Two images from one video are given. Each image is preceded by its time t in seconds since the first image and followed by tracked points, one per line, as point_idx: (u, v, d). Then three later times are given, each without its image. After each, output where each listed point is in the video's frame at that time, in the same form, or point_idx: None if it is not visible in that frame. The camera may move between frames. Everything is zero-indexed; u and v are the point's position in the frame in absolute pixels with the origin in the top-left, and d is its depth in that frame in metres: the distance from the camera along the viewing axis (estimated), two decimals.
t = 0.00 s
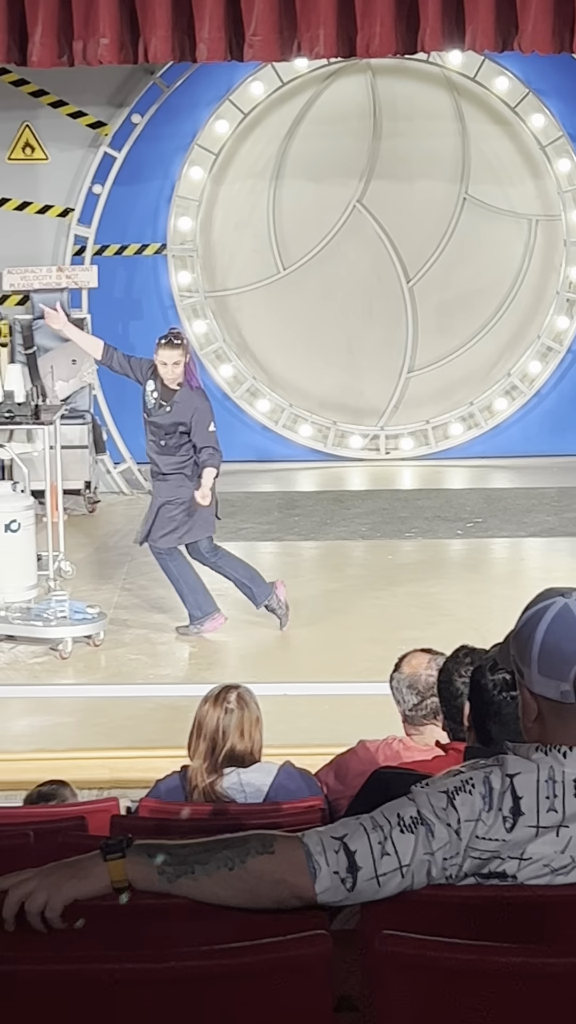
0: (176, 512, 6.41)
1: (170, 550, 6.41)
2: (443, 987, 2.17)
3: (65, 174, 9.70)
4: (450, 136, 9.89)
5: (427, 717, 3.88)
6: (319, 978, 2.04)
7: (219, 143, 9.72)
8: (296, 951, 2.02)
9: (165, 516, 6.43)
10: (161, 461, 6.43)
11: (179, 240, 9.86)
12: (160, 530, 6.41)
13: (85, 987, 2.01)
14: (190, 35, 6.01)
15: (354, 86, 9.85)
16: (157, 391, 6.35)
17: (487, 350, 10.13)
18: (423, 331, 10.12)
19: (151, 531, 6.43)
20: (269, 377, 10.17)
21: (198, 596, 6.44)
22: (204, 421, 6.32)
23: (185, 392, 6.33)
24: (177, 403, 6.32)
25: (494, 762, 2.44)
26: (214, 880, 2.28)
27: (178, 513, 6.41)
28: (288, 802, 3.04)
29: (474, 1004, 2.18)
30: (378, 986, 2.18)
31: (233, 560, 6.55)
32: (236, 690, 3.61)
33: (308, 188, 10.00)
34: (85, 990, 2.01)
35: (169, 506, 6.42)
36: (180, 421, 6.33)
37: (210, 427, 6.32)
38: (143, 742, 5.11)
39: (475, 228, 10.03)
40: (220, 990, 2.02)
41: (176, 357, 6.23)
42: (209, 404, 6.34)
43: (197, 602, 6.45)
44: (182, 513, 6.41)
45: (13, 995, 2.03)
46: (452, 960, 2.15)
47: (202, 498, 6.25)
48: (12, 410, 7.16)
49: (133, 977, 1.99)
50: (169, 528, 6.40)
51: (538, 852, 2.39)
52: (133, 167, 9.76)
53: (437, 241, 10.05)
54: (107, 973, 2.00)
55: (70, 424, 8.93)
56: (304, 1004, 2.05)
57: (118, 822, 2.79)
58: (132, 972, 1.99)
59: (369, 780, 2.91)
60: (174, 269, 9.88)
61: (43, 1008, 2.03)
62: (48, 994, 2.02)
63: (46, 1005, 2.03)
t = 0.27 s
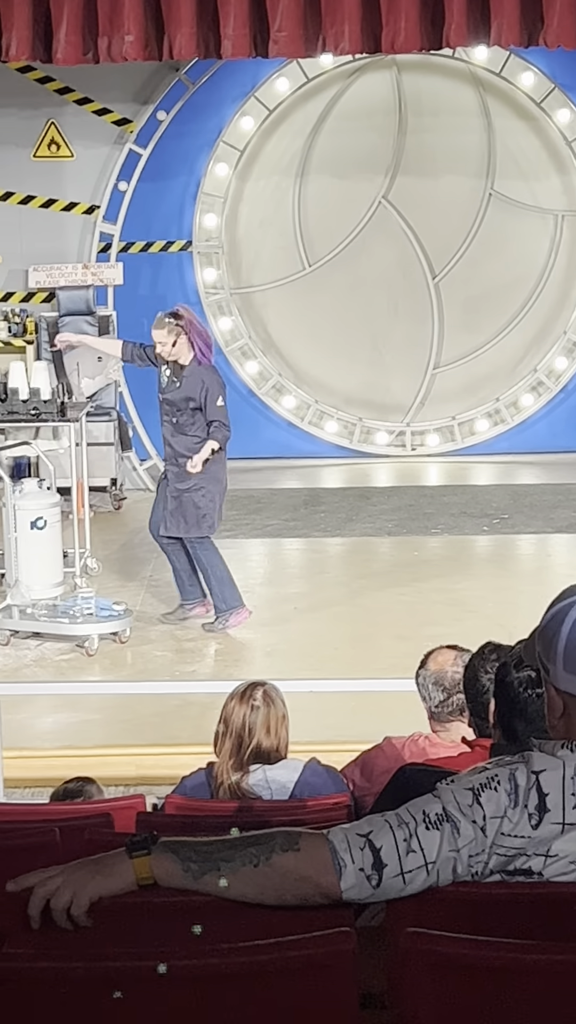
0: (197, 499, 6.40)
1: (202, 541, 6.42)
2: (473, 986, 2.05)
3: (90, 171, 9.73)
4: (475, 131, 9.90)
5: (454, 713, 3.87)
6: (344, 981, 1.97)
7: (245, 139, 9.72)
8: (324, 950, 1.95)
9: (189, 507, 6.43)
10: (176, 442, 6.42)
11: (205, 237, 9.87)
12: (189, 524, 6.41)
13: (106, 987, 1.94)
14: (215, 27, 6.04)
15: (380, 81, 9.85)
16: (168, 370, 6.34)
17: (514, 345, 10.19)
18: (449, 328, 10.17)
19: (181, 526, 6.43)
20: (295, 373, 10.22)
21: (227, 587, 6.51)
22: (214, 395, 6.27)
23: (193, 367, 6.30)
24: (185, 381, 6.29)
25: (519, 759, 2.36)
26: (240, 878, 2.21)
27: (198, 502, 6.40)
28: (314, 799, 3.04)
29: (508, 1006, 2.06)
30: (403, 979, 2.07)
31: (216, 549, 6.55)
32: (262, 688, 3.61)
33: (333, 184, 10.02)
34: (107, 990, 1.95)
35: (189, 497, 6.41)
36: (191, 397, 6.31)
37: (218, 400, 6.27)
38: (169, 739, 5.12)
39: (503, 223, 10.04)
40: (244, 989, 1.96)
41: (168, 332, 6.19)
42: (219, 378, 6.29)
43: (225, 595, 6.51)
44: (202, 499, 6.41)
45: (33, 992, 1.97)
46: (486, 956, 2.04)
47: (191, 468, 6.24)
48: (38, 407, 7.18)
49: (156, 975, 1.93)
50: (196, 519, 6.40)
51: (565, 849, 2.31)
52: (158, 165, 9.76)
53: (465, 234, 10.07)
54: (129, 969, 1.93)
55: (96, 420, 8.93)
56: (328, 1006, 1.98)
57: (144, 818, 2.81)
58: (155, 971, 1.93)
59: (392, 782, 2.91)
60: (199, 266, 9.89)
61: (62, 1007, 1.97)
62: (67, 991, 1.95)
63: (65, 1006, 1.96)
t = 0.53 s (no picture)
0: (207, 490, 6.40)
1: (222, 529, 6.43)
2: (498, 981, 2.03)
3: (117, 166, 9.85)
4: (503, 124, 9.95)
5: (482, 707, 3.87)
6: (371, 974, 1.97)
7: (272, 133, 9.75)
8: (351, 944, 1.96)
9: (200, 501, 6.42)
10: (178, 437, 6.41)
11: (232, 231, 9.89)
12: (207, 516, 6.40)
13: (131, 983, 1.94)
14: (242, 23, 6.00)
15: (407, 74, 9.91)
16: (158, 367, 6.36)
17: (542, 338, 10.18)
18: (477, 320, 10.17)
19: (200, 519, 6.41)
20: (323, 366, 10.21)
21: (248, 573, 6.51)
22: (212, 378, 6.35)
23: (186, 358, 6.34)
24: (181, 371, 6.33)
25: (547, 753, 2.35)
26: (268, 871, 2.20)
27: (209, 493, 6.40)
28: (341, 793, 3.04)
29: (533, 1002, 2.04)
30: (428, 970, 2.05)
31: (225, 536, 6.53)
32: (290, 682, 3.60)
33: (360, 177, 10.07)
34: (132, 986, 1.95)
35: (200, 490, 6.40)
36: (189, 387, 6.35)
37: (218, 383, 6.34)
38: (198, 733, 5.13)
39: (530, 216, 10.07)
40: (270, 984, 1.96)
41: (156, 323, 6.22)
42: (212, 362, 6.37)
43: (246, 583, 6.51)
44: (211, 489, 6.41)
45: (56, 996, 1.95)
46: (511, 950, 2.02)
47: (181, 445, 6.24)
48: (67, 401, 7.20)
49: (182, 970, 1.94)
50: (212, 511, 6.40)
51: None
52: (186, 158, 9.81)
53: (491, 228, 10.10)
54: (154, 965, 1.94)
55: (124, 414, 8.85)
56: (354, 1002, 1.98)
57: (172, 812, 2.81)
58: (181, 965, 1.93)
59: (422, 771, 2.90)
60: (227, 259, 9.90)
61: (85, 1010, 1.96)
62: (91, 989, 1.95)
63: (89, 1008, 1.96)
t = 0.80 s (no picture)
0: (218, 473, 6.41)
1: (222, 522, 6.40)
2: (520, 972, 2.02)
3: (139, 159, 9.84)
4: (525, 117, 9.93)
5: (505, 700, 3.86)
6: (394, 969, 1.97)
7: (294, 126, 9.76)
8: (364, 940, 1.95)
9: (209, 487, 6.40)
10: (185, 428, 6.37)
11: (254, 225, 9.91)
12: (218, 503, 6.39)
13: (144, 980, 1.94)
14: (265, 15, 6.02)
15: (429, 67, 9.90)
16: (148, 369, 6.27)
17: (564, 330, 10.16)
18: (499, 312, 10.19)
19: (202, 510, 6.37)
20: (345, 360, 10.24)
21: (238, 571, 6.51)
22: (210, 355, 6.33)
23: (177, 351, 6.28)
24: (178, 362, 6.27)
25: (570, 747, 2.36)
26: (291, 866, 2.21)
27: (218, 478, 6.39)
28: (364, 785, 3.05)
29: (558, 997, 2.04)
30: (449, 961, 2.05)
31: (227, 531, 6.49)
32: (311, 674, 3.57)
33: (382, 170, 10.09)
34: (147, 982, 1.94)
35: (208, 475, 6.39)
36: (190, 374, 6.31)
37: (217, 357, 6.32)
38: (221, 726, 5.14)
39: (552, 208, 10.06)
40: (286, 977, 1.96)
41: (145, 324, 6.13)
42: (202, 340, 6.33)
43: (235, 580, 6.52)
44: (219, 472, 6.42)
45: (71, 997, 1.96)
46: (537, 946, 2.01)
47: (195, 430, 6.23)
48: (89, 394, 7.20)
49: (196, 966, 1.93)
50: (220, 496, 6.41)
51: None
52: (208, 152, 9.82)
53: (514, 221, 10.09)
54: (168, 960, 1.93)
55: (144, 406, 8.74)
56: (374, 995, 1.99)
57: (196, 805, 2.81)
58: (194, 960, 1.93)
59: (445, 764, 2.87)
60: (249, 252, 9.93)
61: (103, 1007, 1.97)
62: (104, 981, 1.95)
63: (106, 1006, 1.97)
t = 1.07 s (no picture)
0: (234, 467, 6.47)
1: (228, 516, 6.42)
2: (543, 968, 2.00)
3: (163, 152, 9.86)
4: (550, 109, 9.93)
5: (528, 693, 3.86)
6: (418, 965, 1.97)
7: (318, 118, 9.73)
8: (386, 936, 1.96)
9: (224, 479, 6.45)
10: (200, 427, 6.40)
11: (278, 217, 9.90)
12: (235, 493, 6.43)
13: (167, 975, 1.95)
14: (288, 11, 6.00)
15: (453, 59, 9.88)
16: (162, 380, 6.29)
17: None
18: (524, 305, 10.17)
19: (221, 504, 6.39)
20: (368, 353, 10.23)
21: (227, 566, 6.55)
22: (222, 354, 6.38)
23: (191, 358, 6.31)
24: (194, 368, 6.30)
25: None
26: (314, 861, 2.20)
27: (235, 470, 6.44)
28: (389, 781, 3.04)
29: None
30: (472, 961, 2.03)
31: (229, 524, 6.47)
32: (336, 667, 3.55)
33: (407, 162, 10.07)
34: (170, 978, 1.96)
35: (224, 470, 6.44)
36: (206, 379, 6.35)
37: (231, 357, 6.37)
38: (244, 719, 5.15)
39: None
40: (309, 976, 1.96)
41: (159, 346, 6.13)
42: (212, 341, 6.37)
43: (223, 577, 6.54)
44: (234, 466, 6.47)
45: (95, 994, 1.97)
46: (562, 942, 1.99)
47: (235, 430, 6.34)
48: (113, 387, 7.22)
49: (218, 961, 1.94)
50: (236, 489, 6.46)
51: None
52: (232, 144, 9.83)
53: (538, 214, 10.07)
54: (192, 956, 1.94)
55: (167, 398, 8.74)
56: (398, 993, 1.99)
57: (219, 800, 2.81)
58: (216, 956, 1.94)
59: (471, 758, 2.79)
60: (272, 245, 9.93)
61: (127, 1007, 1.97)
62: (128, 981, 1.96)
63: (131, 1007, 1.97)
